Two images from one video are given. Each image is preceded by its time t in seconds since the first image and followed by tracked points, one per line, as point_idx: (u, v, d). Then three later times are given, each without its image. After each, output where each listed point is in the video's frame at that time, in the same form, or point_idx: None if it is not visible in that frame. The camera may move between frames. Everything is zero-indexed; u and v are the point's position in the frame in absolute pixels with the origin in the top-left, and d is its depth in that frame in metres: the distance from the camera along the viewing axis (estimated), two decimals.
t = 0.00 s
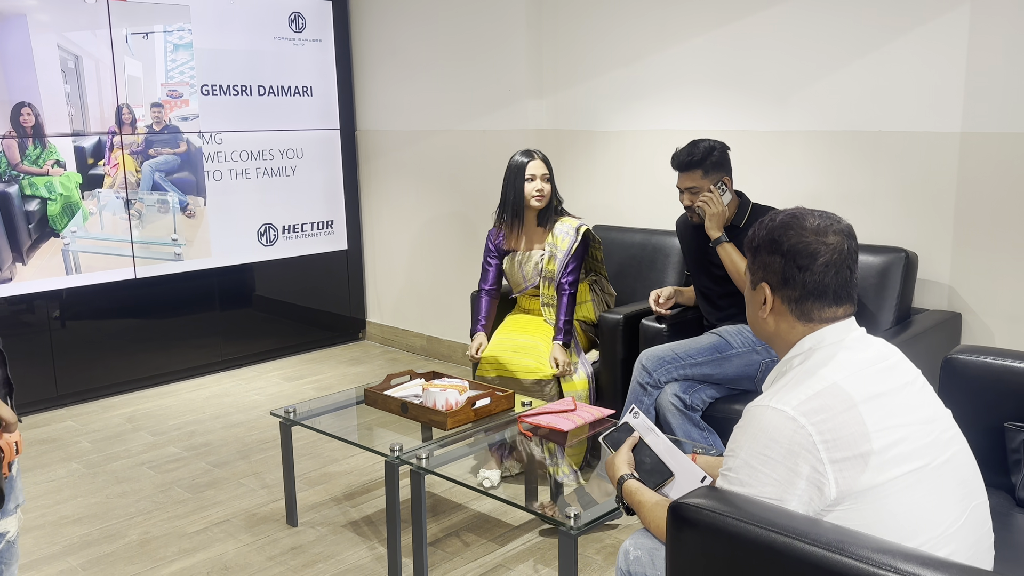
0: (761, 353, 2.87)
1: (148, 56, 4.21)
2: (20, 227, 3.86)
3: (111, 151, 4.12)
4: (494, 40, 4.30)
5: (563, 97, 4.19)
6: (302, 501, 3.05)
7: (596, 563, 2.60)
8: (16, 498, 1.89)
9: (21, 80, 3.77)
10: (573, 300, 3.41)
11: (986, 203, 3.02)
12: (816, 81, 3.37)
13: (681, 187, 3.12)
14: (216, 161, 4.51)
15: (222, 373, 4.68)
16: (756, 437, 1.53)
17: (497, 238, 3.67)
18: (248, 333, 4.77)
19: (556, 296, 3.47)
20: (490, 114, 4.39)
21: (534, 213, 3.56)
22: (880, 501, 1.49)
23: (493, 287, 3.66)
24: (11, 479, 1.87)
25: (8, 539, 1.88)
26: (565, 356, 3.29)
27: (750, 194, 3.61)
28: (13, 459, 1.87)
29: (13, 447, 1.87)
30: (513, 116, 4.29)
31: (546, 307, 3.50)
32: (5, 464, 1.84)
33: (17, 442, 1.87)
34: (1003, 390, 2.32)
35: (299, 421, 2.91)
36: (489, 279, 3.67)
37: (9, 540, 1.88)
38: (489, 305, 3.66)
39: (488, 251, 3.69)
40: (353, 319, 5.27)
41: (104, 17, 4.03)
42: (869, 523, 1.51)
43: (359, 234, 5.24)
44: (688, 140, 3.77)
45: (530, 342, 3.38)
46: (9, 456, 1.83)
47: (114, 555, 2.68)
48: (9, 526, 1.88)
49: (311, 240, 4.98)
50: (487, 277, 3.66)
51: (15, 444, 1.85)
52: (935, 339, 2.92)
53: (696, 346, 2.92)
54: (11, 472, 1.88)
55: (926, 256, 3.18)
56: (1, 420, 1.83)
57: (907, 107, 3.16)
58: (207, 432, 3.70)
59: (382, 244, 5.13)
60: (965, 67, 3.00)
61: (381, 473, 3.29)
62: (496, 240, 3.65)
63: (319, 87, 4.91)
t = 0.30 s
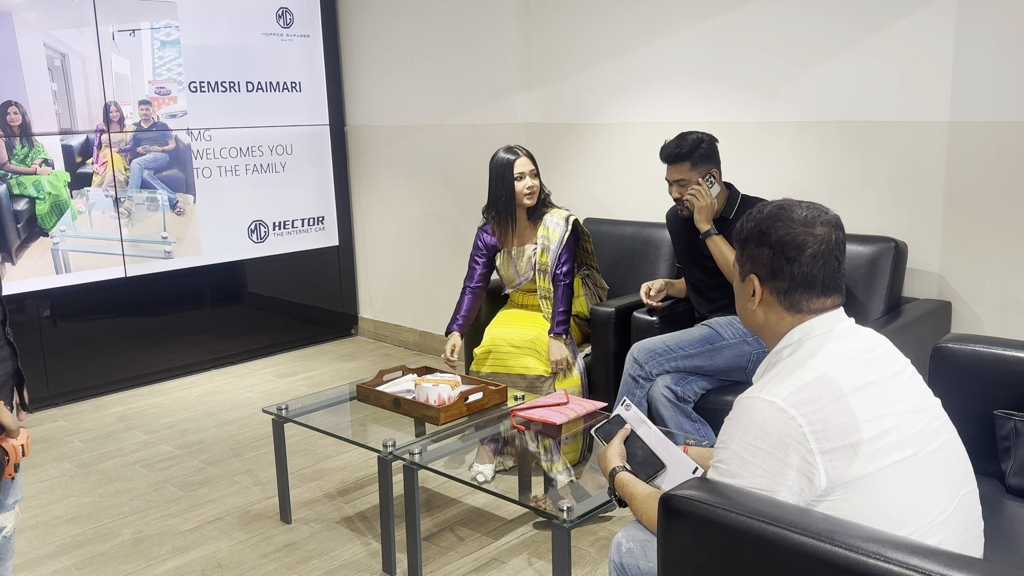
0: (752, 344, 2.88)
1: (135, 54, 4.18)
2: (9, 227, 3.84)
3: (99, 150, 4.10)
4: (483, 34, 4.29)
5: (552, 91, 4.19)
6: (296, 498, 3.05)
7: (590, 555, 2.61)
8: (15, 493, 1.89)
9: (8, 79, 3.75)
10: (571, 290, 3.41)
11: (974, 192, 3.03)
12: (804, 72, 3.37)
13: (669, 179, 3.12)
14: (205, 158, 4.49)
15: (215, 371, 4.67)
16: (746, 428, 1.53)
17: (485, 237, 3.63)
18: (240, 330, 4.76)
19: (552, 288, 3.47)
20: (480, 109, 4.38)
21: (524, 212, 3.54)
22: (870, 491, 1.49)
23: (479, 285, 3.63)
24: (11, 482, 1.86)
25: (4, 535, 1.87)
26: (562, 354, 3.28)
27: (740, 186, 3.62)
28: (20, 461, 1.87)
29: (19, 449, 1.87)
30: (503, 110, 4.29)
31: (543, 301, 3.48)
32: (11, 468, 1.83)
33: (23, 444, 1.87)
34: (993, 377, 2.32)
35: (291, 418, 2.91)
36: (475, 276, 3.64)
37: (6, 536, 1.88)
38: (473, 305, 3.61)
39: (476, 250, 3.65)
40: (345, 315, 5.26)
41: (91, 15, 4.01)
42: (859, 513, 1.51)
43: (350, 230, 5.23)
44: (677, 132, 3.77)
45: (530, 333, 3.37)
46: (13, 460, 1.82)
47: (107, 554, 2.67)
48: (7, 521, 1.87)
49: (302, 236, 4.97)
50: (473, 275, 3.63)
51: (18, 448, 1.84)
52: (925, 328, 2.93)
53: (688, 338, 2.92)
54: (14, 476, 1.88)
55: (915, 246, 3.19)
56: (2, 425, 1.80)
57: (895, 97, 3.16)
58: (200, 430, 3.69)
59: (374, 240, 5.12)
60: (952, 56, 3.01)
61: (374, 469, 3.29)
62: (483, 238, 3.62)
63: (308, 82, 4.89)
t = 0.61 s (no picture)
0: (748, 339, 2.88)
1: (127, 54, 4.17)
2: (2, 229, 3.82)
3: (92, 150, 4.09)
4: (476, 30, 4.28)
5: (546, 87, 4.18)
6: (293, 497, 3.05)
7: (588, 551, 2.62)
8: (22, 497, 1.79)
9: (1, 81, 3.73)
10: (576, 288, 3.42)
11: (968, 184, 3.03)
12: (797, 66, 3.37)
13: (664, 175, 3.11)
14: (198, 157, 4.48)
15: (211, 371, 4.66)
16: (743, 424, 1.53)
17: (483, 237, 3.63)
18: (236, 330, 4.76)
19: (555, 284, 3.44)
20: (474, 105, 4.37)
21: (521, 211, 3.55)
22: (866, 485, 1.50)
23: (485, 286, 3.65)
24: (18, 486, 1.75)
25: (8, 536, 1.78)
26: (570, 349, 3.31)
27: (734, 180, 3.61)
28: (27, 466, 1.68)
29: (26, 452, 1.68)
30: (497, 107, 4.28)
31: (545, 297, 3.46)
32: (15, 473, 1.65)
33: (30, 448, 1.67)
34: (988, 370, 2.33)
35: (288, 418, 2.91)
36: (480, 278, 3.66)
37: (10, 538, 1.78)
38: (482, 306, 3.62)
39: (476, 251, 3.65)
40: (341, 313, 5.25)
41: (81, 15, 3.99)
42: (856, 507, 1.51)
43: (344, 228, 5.22)
44: (671, 127, 3.77)
45: (527, 335, 3.33)
46: (15, 464, 1.63)
47: (105, 556, 2.67)
48: (13, 523, 1.78)
49: (297, 235, 4.96)
50: (479, 276, 3.65)
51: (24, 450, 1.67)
52: (920, 321, 2.94)
53: (684, 333, 2.92)
54: (24, 479, 1.72)
55: (909, 239, 3.19)
56: None
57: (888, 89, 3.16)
58: (196, 430, 3.69)
59: (368, 237, 5.12)
60: (945, 49, 3.01)
61: (371, 467, 3.29)
62: (483, 239, 3.61)
63: (301, 81, 4.88)
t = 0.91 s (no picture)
0: (745, 336, 2.88)
1: (121, 54, 4.15)
2: None
3: (87, 151, 4.08)
4: (471, 28, 4.28)
5: (541, 85, 4.18)
6: (292, 497, 3.04)
7: (587, 549, 2.62)
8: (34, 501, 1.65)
9: None
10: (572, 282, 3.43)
11: (965, 179, 3.03)
12: (792, 62, 3.37)
13: (661, 172, 3.11)
14: (194, 157, 4.47)
15: (209, 371, 4.65)
16: (741, 422, 1.53)
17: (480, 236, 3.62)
18: (233, 330, 4.75)
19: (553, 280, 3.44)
20: (469, 104, 4.37)
21: (513, 209, 3.58)
22: (864, 481, 1.50)
23: (484, 286, 3.63)
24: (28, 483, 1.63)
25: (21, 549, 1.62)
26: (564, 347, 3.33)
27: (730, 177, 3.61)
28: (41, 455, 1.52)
29: (35, 441, 1.50)
30: (492, 105, 4.28)
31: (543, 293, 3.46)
32: (29, 465, 1.49)
33: (38, 437, 1.50)
34: (986, 365, 2.33)
35: (285, 418, 2.90)
36: (479, 277, 3.64)
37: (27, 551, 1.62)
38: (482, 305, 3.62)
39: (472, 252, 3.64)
40: (338, 312, 5.25)
41: (75, 16, 3.97)
42: (854, 504, 1.51)
43: (341, 227, 5.21)
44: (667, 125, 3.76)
45: (528, 335, 3.33)
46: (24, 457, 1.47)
47: (103, 558, 2.67)
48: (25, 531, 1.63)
49: (294, 235, 4.95)
50: (477, 276, 3.63)
51: (33, 441, 1.49)
52: (918, 316, 2.93)
53: (682, 330, 2.92)
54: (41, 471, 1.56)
55: (906, 234, 3.19)
56: None
57: (884, 84, 3.16)
58: (194, 431, 3.68)
59: (365, 236, 5.11)
60: (940, 45, 3.01)
61: (370, 467, 3.29)
62: (478, 238, 3.60)
63: (296, 80, 4.87)
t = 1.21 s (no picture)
0: (742, 333, 2.88)
1: (116, 55, 4.14)
2: None
3: (83, 153, 4.07)
4: (467, 28, 4.27)
5: (537, 84, 4.18)
6: (290, 497, 3.05)
7: (585, 547, 2.62)
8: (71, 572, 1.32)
9: None
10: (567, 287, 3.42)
11: (960, 176, 3.04)
12: (788, 60, 3.37)
13: (657, 171, 3.11)
14: (190, 158, 4.47)
15: (206, 372, 4.65)
16: (736, 420, 1.53)
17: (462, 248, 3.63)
18: (231, 330, 4.75)
19: (535, 290, 3.49)
20: (466, 103, 4.37)
21: (491, 213, 3.55)
22: (859, 478, 1.50)
23: (469, 294, 3.67)
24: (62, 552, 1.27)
25: None
26: (548, 352, 3.34)
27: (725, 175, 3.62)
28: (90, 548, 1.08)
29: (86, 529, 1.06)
30: (488, 104, 4.28)
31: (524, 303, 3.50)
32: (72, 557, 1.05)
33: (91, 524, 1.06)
34: (981, 362, 2.33)
35: (282, 418, 2.90)
36: (464, 285, 3.67)
37: None
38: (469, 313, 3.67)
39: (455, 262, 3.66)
40: (335, 312, 5.25)
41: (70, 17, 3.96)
42: (850, 501, 1.52)
43: (338, 227, 5.21)
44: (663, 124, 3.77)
45: (519, 333, 3.34)
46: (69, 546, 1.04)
47: (101, 560, 2.67)
48: None
49: (290, 235, 4.95)
50: (462, 284, 3.66)
51: (84, 529, 1.05)
52: (913, 312, 2.94)
53: (678, 328, 2.93)
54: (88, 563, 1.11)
55: (902, 231, 3.20)
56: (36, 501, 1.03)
57: (879, 82, 3.16)
58: (192, 432, 3.68)
59: (362, 236, 5.11)
60: (934, 42, 3.01)
61: (368, 466, 3.30)
62: (460, 247, 3.62)
63: (292, 80, 4.86)
